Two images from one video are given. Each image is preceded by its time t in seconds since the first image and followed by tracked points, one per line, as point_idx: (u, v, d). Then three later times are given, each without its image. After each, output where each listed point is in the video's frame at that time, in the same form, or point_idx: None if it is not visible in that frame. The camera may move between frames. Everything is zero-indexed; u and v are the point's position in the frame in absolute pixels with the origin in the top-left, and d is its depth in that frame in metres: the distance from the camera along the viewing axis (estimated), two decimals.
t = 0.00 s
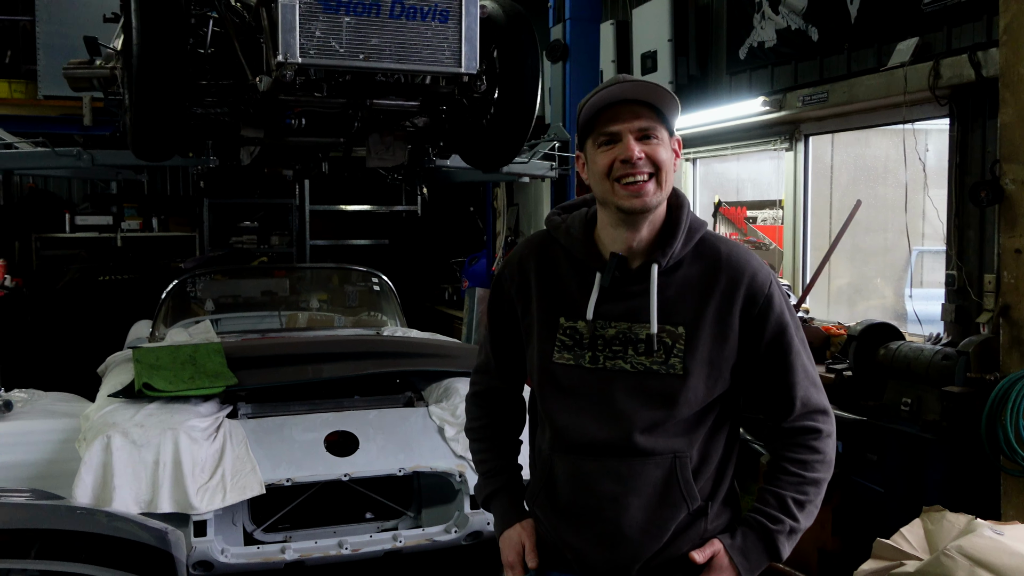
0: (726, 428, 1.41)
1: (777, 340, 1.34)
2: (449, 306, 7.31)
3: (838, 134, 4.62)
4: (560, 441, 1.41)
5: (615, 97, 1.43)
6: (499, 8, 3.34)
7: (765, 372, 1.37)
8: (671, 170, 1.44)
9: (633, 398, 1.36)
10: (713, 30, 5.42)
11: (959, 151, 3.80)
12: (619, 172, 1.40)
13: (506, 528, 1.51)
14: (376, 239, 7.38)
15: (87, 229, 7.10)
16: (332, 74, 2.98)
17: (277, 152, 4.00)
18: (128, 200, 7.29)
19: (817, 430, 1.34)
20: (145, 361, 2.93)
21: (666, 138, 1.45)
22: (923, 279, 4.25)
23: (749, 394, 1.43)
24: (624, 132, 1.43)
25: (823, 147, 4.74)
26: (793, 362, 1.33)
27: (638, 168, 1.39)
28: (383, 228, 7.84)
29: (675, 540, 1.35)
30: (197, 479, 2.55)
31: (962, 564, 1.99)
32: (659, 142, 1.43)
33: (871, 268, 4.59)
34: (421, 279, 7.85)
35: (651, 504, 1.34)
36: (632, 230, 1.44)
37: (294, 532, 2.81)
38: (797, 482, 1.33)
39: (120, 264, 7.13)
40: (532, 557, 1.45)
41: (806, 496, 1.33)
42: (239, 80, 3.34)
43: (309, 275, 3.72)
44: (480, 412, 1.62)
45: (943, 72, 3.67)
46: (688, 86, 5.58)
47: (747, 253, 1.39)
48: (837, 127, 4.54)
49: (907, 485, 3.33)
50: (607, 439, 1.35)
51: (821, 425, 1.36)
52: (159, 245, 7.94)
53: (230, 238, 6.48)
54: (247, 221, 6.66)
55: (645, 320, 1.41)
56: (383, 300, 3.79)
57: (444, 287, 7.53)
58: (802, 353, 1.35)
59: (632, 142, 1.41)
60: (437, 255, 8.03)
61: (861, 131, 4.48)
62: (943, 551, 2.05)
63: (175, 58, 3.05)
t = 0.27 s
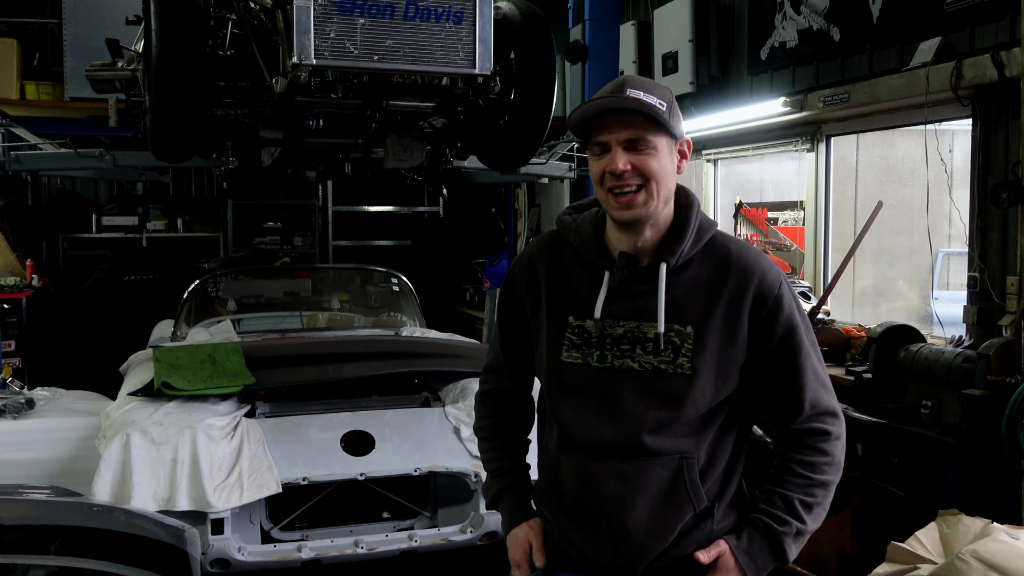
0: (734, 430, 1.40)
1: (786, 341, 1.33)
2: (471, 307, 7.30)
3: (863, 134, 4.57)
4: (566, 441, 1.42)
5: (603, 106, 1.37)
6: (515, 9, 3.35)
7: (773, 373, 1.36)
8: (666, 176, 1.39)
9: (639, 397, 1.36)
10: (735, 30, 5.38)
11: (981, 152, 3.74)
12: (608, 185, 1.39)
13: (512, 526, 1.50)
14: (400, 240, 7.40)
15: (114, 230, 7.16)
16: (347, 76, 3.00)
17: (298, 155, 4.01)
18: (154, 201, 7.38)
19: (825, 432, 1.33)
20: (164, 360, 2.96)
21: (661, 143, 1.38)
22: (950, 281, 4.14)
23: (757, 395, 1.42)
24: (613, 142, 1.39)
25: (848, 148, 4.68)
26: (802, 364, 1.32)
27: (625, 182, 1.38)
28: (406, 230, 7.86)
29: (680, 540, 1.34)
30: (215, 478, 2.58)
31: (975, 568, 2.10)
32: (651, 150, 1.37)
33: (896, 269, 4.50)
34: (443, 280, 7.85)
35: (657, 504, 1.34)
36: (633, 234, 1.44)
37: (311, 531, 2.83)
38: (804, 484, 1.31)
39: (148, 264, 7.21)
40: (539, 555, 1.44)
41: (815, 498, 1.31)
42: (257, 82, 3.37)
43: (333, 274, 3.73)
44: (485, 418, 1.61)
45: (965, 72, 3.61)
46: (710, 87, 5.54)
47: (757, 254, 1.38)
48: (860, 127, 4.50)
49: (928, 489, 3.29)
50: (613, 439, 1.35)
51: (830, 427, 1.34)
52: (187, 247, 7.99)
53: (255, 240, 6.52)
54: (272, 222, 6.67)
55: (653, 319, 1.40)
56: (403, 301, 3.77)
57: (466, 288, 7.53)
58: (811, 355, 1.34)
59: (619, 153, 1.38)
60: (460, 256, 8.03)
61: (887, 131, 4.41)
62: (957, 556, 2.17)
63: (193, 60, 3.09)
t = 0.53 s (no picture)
0: (759, 438, 1.37)
1: (811, 350, 1.29)
2: (489, 310, 7.31)
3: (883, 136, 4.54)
4: (589, 443, 1.44)
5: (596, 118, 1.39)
6: (531, 14, 3.35)
7: (797, 382, 1.32)
8: (666, 179, 1.37)
9: (658, 406, 1.37)
10: (752, 31, 5.36)
11: (1002, 152, 3.71)
12: (609, 194, 1.40)
13: (538, 523, 1.53)
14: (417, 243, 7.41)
15: (136, 234, 7.19)
16: (362, 81, 3.02)
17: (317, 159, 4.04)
18: (174, 205, 7.45)
19: (853, 443, 1.28)
20: (183, 364, 2.99)
21: (657, 147, 1.36)
22: (973, 282, 4.12)
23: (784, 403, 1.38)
24: (610, 152, 1.40)
25: (868, 149, 4.65)
26: (827, 373, 1.28)
27: (622, 190, 1.38)
28: (424, 233, 7.87)
29: (695, 545, 1.34)
30: (233, 480, 2.60)
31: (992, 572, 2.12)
32: (645, 155, 1.36)
33: (919, 270, 4.47)
34: (462, 283, 7.86)
35: (671, 510, 1.34)
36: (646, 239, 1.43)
37: (329, 534, 2.85)
38: (826, 493, 1.27)
39: (168, 268, 7.26)
40: (563, 553, 1.47)
41: (838, 508, 1.27)
42: (273, 87, 3.40)
43: (352, 278, 3.76)
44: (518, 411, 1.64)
45: (984, 72, 3.59)
46: (726, 89, 5.52)
47: (783, 261, 1.34)
48: (879, 128, 4.47)
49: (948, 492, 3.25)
50: (631, 444, 1.37)
51: (859, 438, 1.29)
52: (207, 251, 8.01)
53: (274, 243, 6.52)
54: (291, 226, 6.70)
55: (673, 326, 1.40)
56: (420, 304, 3.81)
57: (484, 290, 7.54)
58: (838, 364, 1.29)
59: (616, 160, 1.39)
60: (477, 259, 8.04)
61: (907, 131, 4.37)
62: (974, 560, 2.19)
63: (209, 66, 3.12)
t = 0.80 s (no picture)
0: (764, 443, 1.37)
1: (817, 358, 1.28)
2: (491, 312, 7.32)
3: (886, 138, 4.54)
4: (595, 443, 1.47)
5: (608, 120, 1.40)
6: (534, 17, 3.36)
7: (802, 390, 1.31)
8: (673, 186, 1.38)
9: (661, 409, 1.39)
10: (755, 34, 5.37)
11: (1004, 155, 3.71)
12: (615, 196, 1.42)
13: (546, 518, 1.57)
14: (421, 245, 7.42)
15: (140, 236, 7.24)
16: (366, 84, 3.03)
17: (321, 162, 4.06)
18: (178, 207, 7.45)
19: (858, 453, 1.26)
20: (188, 366, 3.00)
21: (668, 153, 1.37)
22: (975, 285, 4.11)
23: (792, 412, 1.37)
24: (620, 154, 1.41)
25: (871, 151, 4.65)
26: (832, 382, 1.27)
27: (629, 194, 1.39)
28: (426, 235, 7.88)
29: (690, 546, 1.35)
30: (236, 482, 2.60)
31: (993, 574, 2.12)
32: (656, 161, 1.37)
33: (922, 272, 4.48)
34: (465, 285, 7.87)
35: (669, 510, 1.36)
36: (650, 241, 1.45)
37: (331, 535, 2.85)
38: (828, 503, 1.25)
39: (172, 270, 7.28)
40: (567, 550, 1.51)
41: (838, 518, 1.25)
42: (277, 90, 3.42)
43: (357, 280, 3.77)
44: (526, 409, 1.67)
45: (986, 75, 3.60)
46: (729, 91, 5.53)
47: (790, 269, 1.33)
48: (881, 131, 4.47)
49: (950, 494, 3.25)
50: (631, 444, 1.40)
51: (865, 449, 1.27)
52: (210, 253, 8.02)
53: (278, 244, 6.52)
54: (294, 228, 6.71)
55: (678, 330, 1.41)
56: (424, 306, 3.81)
57: (487, 292, 7.55)
58: (845, 374, 1.28)
59: (626, 165, 1.39)
60: (481, 261, 8.05)
61: (910, 134, 4.37)
62: (976, 562, 2.19)
63: (213, 69, 3.14)
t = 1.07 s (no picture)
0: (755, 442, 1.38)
1: (805, 359, 1.28)
2: (487, 313, 7.31)
3: (881, 140, 4.54)
4: (587, 444, 1.47)
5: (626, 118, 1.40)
6: (531, 18, 3.37)
7: (791, 390, 1.31)
8: (685, 189, 1.40)
9: (653, 410, 1.39)
10: (751, 36, 5.38)
11: (998, 158, 3.72)
12: (625, 195, 1.40)
13: (538, 519, 1.58)
14: (416, 245, 7.41)
15: (136, 236, 7.12)
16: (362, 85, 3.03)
17: (317, 163, 4.06)
18: (173, 207, 7.40)
19: (847, 451, 1.26)
20: (183, 366, 3.00)
21: (682, 156, 1.40)
22: (970, 287, 4.12)
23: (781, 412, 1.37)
24: (634, 153, 1.40)
25: (867, 153, 4.66)
26: (821, 382, 1.27)
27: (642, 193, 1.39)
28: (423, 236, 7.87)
29: (681, 545, 1.35)
30: (231, 481, 2.61)
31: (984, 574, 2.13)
32: (672, 164, 1.38)
33: (916, 274, 4.49)
34: (461, 286, 7.87)
35: (661, 510, 1.36)
36: (649, 243, 1.45)
37: (325, 535, 2.86)
38: (819, 501, 1.26)
39: (167, 270, 7.26)
40: (561, 551, 1.51)
41: (829, 516, 1.25)
42: (273, 90, 3.42)
43: (352, 280, 3.75)
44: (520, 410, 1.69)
45: (981, 78, 3.61)
46: (725, 93, 5.54)
47: (778, 269, 1.33)
48: (876, 133, 4.47)
49: (944, 496, 3.26)
50: (623, 444, 1.40)
51: (855, 447, 1.27)
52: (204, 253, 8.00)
53: (273, 244, 6.52)
54: (290, 228, 6.71)
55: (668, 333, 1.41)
56: (420, 306, 3.82)
57: (483, 294, 7.55)
58: (834, 373, 1.28)
59: (642, 164, 1.39)
60: (477, 262, 8.05)
61: (905, 136, 4.38)
62: (967, 563, 2.20)
63: (209, 69, 3.14)
